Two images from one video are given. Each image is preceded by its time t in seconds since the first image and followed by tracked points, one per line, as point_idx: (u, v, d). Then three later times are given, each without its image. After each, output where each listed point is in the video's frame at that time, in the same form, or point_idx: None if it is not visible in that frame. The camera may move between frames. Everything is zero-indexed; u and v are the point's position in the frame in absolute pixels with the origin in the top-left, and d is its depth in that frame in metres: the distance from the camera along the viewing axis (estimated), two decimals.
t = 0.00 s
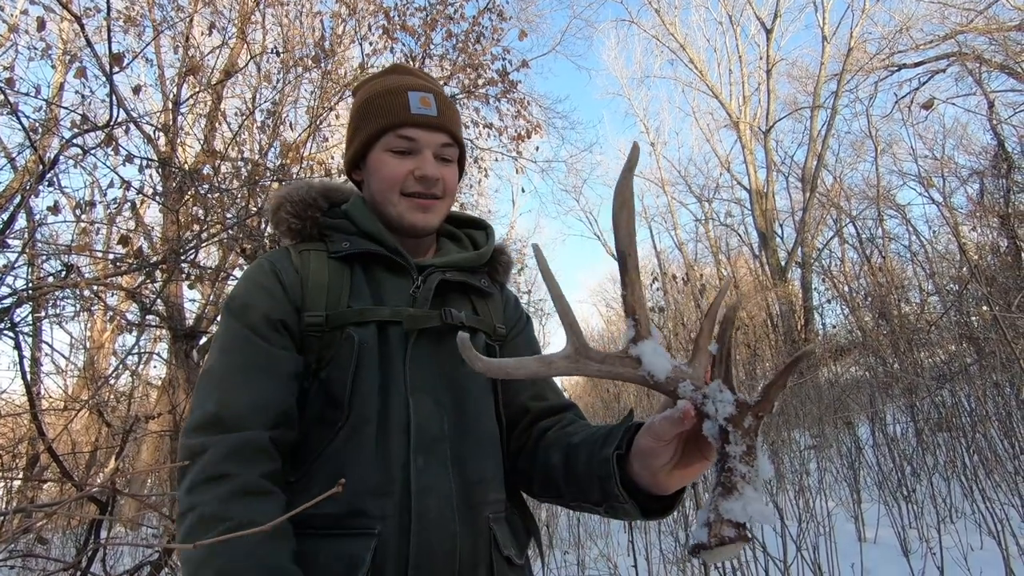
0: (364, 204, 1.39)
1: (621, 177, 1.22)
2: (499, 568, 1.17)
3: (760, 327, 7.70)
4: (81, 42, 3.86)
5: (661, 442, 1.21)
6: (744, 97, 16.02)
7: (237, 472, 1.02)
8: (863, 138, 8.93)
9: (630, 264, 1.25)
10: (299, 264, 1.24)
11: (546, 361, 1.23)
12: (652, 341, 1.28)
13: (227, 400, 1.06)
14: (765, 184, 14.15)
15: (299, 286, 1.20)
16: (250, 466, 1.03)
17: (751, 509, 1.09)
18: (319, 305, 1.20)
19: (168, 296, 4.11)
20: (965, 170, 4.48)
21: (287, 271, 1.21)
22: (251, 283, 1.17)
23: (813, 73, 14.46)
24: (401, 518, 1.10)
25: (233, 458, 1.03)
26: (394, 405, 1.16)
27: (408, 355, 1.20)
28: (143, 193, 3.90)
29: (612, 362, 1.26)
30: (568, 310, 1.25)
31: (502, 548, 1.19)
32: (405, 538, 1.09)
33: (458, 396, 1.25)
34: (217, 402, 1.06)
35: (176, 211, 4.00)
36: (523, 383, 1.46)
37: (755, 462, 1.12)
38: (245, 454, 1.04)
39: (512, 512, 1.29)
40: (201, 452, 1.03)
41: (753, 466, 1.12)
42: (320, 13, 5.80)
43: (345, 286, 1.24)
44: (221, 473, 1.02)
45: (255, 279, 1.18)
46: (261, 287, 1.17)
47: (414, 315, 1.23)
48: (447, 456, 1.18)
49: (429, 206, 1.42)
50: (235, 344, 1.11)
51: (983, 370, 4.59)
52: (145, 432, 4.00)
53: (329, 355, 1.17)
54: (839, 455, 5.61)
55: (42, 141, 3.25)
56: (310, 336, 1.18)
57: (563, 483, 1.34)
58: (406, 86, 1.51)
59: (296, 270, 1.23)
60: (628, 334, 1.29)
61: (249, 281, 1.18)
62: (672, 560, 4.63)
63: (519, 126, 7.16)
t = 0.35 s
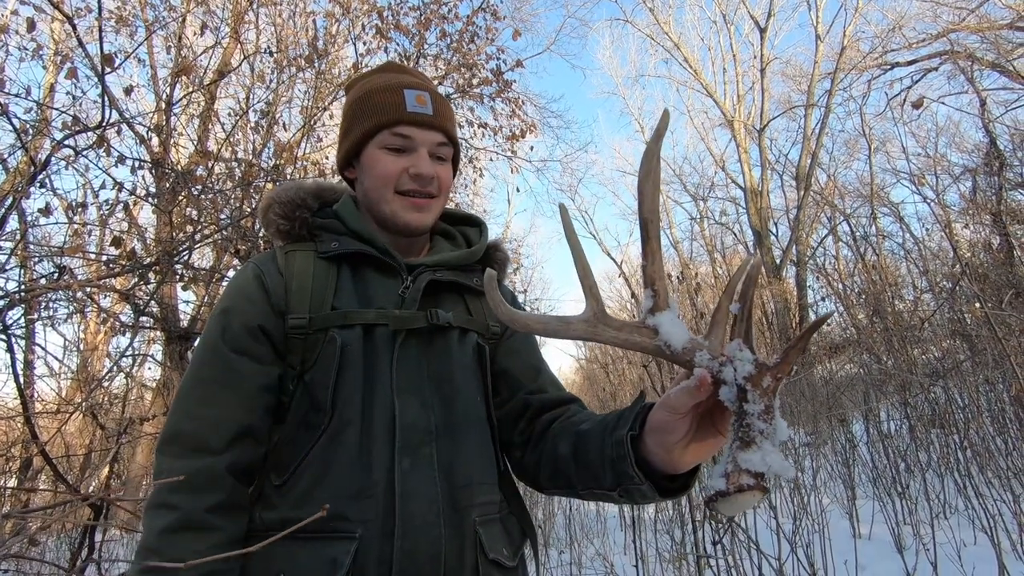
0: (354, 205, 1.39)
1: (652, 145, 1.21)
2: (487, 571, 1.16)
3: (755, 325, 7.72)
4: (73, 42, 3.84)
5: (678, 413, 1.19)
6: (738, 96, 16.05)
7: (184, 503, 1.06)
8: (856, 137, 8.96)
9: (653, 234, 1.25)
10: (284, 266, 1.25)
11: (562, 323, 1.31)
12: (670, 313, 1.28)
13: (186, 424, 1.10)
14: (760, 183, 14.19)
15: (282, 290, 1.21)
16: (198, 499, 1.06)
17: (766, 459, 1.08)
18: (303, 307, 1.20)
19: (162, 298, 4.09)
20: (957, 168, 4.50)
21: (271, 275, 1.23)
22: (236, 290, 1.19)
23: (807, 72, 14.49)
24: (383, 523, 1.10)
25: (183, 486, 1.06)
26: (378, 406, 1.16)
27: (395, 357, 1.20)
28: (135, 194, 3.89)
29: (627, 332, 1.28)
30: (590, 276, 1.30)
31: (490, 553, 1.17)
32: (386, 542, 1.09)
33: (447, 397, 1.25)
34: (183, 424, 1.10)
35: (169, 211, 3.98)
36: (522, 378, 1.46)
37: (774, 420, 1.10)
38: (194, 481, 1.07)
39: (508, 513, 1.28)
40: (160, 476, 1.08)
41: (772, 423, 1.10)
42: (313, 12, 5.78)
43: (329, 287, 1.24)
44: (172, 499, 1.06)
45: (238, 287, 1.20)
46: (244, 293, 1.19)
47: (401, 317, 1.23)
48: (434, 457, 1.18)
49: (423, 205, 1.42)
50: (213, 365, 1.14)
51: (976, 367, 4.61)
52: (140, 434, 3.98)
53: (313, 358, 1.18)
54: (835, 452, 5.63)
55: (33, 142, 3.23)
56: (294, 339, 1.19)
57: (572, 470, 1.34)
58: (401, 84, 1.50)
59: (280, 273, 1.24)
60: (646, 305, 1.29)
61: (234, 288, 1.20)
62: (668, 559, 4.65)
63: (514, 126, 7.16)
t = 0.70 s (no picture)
0: (350, 207, 1.39)
1: (645, 149, 1.22)
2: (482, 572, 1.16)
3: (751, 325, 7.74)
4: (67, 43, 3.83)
5: (673, 419, 1.20)
6: (734, 96, 16.08)
7: (183, 503, 1.06)
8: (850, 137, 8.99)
9: (647, 238, 1.25)
10: (281, 267, 1.25)
11: (557, 329, 1.31)
12: (665, 316, 1.28)
13: (183, 424, 1.10)
14: (755, 183, 14.22)
15: (279, 290, 1.22)
16: (197, 498, 1.07)
17: (762, 467, 1.08)
18: (299, 308, 1.21)
19: (158, 300, 4.07)
20: (951, 168, 4.52)
21: (268, 276, 1.23)
22: (233, 290, 1.19)
23: (802, 72, 14.53)
24: (379, 523, 1.10)
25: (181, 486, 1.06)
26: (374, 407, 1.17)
27: (392, 357, 1.21)
28: (130, 195, 3.88)
29: (621, 335, 1.29)
30: (585, 281, 1.31)
31: (485, 554, 1.18)
32: (382, 542, 1.09)
33: (443, 398, 1.25)
34: (179, 425, 1.10)
35: (164, 213, 3.97)
36: (519, 381, 1.46)
37: (768, 427, 1.11)
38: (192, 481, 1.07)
39: (503, 515, 1.29)
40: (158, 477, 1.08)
41: (766, 431, 1.10)
42: (309, 13, 5.78)
43: (326, 288, 1.24)
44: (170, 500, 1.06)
45: (235, 287, 1.20)
46: (241, 293, 1.19)
47: (397, 319, 1.23)
48: (430, 458, 1.18)
49: (409, 206, 1.42)
50: (210, 364, 1.14)
51: (970, 366, 4.62)
52: (135, 436, 3.97)
53: (309, 359, 1.18)
54: (831, 451, 5.64)
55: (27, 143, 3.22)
56: (290, 340, 1.19)
57: (568, 474, 1.35)
58: (382, 87, 1.51)
59: (277, 274, 1.24)
60: (641, 308, 1.29)
61: (231, 289, 1.20)
62: (664, 559, 4.65)
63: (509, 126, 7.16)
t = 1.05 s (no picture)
0: (349, 211, 1.38)
1: (629, 154, 1.22)
2: None
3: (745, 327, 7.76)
4: (60, 43, 3.82)
5: (660, 421, 1.20)
6: (729, 98, 16.14)
7: (176, 504, 1.05)
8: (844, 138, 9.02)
9: (633, 242, 1.26)
10: (279, 271, 1.25)
11: (545, 334, 1.31)
12: (653, 319, 1.29)
13: (179, 425, 1.10)
14: (750, 184, 14.27)
15: (277, 295, 1.21)
16: (192, 500, 1.06)
17: (738, 470, 1.10)
18: (297, 313, 1.20)
19: (151, 302, 4.06)
20: (943, 170, 4.54)
21: (267, 280, 1.23)
22: (232, 294, 1.19)
23: (796, 74, 14.58)
24: (372, 529, 1.10)
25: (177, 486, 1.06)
26: (369, 412, 1.16)
27: (388, 363, 1.20)
28: (124, 197, 3.87)
29: (610, 339, 1.29)
30: (572, 284, 1.31)
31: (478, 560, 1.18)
32: (375, 548, 1.09)
33: (437, 404, 1.25)
34: (176, 426, 1.10)
35: (157, 215, 3.96)
36: (513, 388, 1.46)
37: (748, 429, 1.12)
38: (187, 482, 1.07)
39: (495, 521, 1.29)
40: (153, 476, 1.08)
41: (745, 434, 1.11)
42: (304, 15, 5.77)
43: (324, 293, 1.24)
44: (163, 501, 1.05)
45: (235, 291, 1.20)
46: (241, 296, 1.19)
47: (394, 325, 1.23)
48: (424, 464, 1.18)
49: (406, 211, 1.42)
50: (207, 367, 1.14)
51: (962, 367, 4.65)
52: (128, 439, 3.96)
53: (305, 364, 1.17)
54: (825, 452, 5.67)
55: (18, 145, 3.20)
56: (287, 345, 1.18)
57: (560, 479, 1.35)
58: (384, 92, 1.50)
59: (276, 278, 1.24)
60: (630, 312, 1.29)
61: (230, 292, 1.20)
62: (659, 560, 4.66)
63: (504, 128, 7.16)
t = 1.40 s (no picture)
0: (348, 214, 1.38)
1: (619, 149, 1.22)
2: None
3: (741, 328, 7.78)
4: (54, 43, 3.80)
5: (652, 414, 1.20)
6: (725, 100, 16.17)
7: (172, 506, 1.05)
8: (839, 141, 9.05)
9: (623, 236, 1.26)
10: (277, 273, 1.25)
11: (536, 328, 1.31)
12: (644, 313, 1.29)
13: (174, 427, 1.09)
14: (746, 186, 14.29)
15: (275, 296, 1.21)
16: (187, 501, 1.06)
17: (729, 458, 1.09)
18: (294, 314, 1.20)
19: (146, 304, 4.04)
20: (938, 172, 4.56)
21: (264, 282, 1.22)
22: (229, 296, 1.19)
23: (791, 77, 14.63)
24: (369, 531, 1.10)
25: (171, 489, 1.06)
26: (366, 413, 1.16)
27: (385, 364, 1.20)
28: (118, 198, 3.85)
29: (601, 333, 1.29)
30: (563, 279, 1.31)
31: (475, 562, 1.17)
32: (371, 550, 1.09)
33: (433, 405, 1.25)
34: (171, 427, 1.09)
35: (152, 216, 3.94)
36: (508, 390, 1.46)
37: (738, 418, 1.11)
38: (183, 484, 1.06)
39: (491, 523, 1.28)
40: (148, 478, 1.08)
41: (736, 423, 1.11)
42: (300, 16, 5.76)
43: (321, 295, 1.24)
44: (159, 503, 1.05)
45: (232, 293, 1.19)
46: (238, 298, 1.19)
47: (392, 327, 1.23)
48: (420, 466, 1.18)
49: (418, 215, 1.42)
50: (203, 368, 1.14)
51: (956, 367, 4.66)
52: (122, 441, 3.94)
53: (303, 365, 1.17)
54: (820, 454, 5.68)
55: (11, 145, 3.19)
56: (284, 348, 1.18)
57: (556, 479, 1.35)
58: (401, 99, 1.52)
59: (273, 281, 1.23)
60: (620, 305, 1.30)
61: (228, 294, 1.19)
62: (654, 561, 4.65)
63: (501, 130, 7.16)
